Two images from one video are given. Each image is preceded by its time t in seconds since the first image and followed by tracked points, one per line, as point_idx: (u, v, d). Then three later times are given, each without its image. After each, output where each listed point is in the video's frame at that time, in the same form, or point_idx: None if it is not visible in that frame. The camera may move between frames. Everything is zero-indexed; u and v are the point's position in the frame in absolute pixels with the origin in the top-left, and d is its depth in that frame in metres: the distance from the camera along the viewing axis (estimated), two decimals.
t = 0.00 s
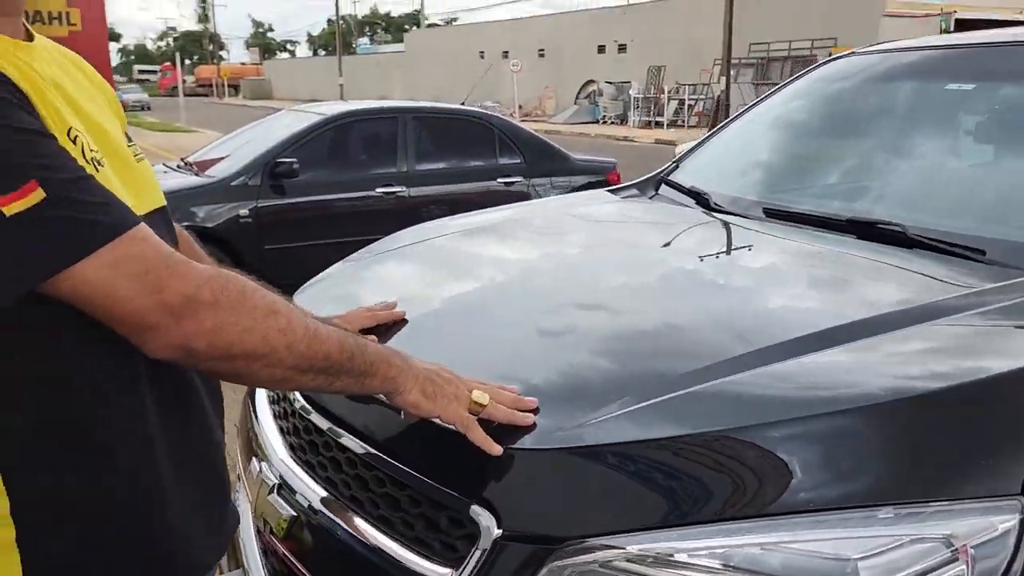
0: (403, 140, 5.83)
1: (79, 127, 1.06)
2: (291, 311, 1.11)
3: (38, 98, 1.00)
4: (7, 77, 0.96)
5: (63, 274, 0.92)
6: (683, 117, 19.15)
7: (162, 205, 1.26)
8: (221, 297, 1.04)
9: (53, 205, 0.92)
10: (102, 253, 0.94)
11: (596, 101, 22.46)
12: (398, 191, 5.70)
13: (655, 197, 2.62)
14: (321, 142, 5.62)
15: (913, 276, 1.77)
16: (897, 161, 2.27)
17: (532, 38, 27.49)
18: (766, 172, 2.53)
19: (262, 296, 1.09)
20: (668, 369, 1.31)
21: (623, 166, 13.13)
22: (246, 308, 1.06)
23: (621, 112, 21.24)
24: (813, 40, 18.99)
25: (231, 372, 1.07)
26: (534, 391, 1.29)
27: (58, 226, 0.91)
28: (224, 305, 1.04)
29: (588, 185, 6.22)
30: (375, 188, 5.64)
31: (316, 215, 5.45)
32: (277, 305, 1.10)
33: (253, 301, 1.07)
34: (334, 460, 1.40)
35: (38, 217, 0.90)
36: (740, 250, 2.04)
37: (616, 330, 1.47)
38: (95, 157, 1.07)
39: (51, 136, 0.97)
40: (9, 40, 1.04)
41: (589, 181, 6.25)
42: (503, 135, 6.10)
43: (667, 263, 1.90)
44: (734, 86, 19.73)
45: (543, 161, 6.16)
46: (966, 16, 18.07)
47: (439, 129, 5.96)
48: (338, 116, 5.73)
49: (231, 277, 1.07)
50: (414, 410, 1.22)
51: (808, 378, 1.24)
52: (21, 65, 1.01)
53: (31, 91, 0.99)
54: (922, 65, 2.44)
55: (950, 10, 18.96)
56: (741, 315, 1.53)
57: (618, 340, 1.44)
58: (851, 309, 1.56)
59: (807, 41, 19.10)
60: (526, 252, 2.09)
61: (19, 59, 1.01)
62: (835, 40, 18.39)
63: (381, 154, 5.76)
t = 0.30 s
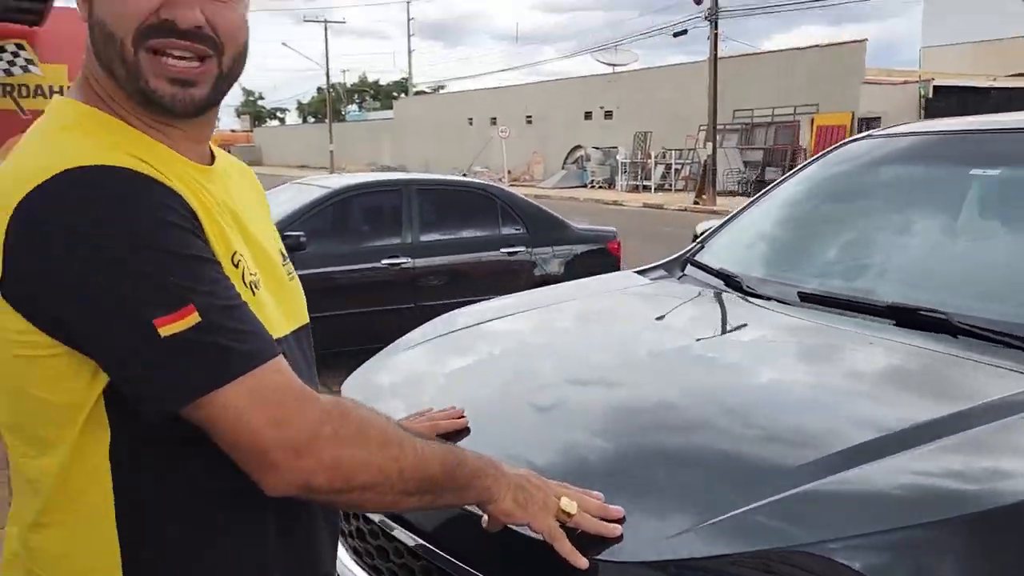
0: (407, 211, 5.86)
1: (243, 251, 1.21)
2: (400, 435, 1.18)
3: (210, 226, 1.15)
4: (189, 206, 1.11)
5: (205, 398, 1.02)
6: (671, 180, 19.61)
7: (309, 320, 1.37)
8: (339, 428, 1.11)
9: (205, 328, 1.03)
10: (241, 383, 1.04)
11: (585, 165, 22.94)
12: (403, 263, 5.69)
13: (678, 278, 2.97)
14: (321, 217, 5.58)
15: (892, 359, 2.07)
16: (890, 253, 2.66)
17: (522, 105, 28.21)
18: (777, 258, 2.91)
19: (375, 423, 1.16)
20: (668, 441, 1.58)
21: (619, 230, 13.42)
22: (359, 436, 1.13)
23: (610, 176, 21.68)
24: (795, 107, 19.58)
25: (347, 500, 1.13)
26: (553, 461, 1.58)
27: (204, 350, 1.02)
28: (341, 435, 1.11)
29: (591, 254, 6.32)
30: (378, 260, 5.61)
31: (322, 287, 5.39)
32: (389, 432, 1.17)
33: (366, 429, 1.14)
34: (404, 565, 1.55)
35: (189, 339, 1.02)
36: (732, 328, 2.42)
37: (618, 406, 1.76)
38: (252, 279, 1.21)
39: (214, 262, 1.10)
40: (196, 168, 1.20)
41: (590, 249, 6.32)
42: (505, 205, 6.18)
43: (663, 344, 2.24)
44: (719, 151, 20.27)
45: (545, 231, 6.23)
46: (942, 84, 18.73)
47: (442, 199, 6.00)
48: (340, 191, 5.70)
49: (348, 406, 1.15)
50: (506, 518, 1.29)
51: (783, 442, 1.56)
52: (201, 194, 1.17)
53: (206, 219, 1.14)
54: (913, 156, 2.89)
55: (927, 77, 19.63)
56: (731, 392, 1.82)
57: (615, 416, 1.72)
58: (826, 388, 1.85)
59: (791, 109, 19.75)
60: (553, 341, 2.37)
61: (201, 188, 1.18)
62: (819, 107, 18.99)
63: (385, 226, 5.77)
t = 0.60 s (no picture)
0: (409, 282, 5.72)
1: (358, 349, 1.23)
2: (456, 558, 1.10)
3: (330, 326, 1.16)
4: (318, 309, 1.14)
5: (281, 495, 0.99)
6: (665, 245, 19.90)
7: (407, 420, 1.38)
8: (399, 548, 1.04)
9: (298, 422, 1.01)
10: (315, 486, 0.99)
11: (579, 230, 23.27)
12: (405, 333, 5.54)
13: (696, 352, 3.10)
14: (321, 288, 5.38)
15: (888, 431, 2.16)
16: (890, 324, 2.70)
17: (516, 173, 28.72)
18: (784, 327, 2.99)
19: (433, 544, 1.09)
20: (672, 516, 1.79)
21: (618, 295, 13.59)
22: (417, 560, 1.05)
23: (604, 241, 21.96)
24: (786, 172, 19.98)
25: None
26: (561, 539, 1.78)
27: (294, 444, 1.00)
28: (399, 555, 1.04)
29: (594, 322, 6.32)
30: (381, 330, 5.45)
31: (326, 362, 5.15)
32: (445, 554, 1.09)
33: (424, 550, 1.07)
34: None
35: (279, 430, 0.99)
36: (735, 399, 2.55)
37: (626, 484, 1.98)
38: (364, 378, 1.23)
39: (324, 359, 1.09)
40: (327, 266, 1.24)
41: (591, 316, 6.32)
42: (507, 275, 6.12)
43: (662, 418, 2.46)
44: (711, 216, 20.61)
45: (546, 299, 6.21)
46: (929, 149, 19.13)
47: (443, 269, 5.91)
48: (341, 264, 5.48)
49: (408, 524, 1.08)
50: None
51: (784, 517, 1.74)
52: (324, 292, 1.20)
53: (328, 318, 1.17)
54: (916, 227, 2.93)
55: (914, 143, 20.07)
56: (730, 467, 2.02)
57: (617, 494, 1.95)
58: (831, 460, 2.01)
59: (781, 173, 20.10)
60: (572, 423, 2.56)
61: (325, 287, 1.20)
62: (809, 171, 19.34)
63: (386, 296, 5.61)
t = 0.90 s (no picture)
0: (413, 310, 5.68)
1: (386, 409, 1.21)
2: None
3: (358, 386, 1.15)
4: (346, 371, 1.13)
5: (293, 561, 0.98)
6: (668, 270, 19.95)
7: (425, 482, 1.37)
8: None
9: (319, 489, 0.99)
10: (334, 555, 0.99)
11: (581, 256, 23.36)
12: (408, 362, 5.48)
13: (707, 389, 3.08)
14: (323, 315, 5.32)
15: (890, 467, 2.15)
16: (899, 356, 2.70)
17: (519, 197, 28.86)
18: (794, 360, 2.98)
19: None
20: (674, 560, 1.83)
21: (623, 322, 13.62)
22: None
23: (606, 267, 21.99)
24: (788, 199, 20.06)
25: None
26: None
27: (313, 512, 0.98)
28: None
29: (600, 351, 6.28)
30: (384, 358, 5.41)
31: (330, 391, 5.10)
32: None
33: None
34: None
35: (299, 496, 0.98)
36: (739, 433, 2.56)
37: (627, 526, 2.03)
38: (391, 440, 1.21)
39: (351, 424, 1.08)
40: (360, 323, 1.24)
41: (595, 345, 6.28)
42: (510, 303, 6.09)
43: (663, 453, 2.48)
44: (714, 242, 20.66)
45: (550, 327, 6.17)
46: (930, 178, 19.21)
47: (447, 297, 5.88)
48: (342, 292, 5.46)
49: None
50: None
51: (788, 563, 1.75)
52: (354, 350, 1.18)
53: (357, 378, 1.15)
54: (920, 263, 2.94)
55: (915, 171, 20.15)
56: (730, 508, 2.02)
57: (618, 535, 2.00)
58: (831, 499, 2.00)
59: (783, 201, 20.17)
60: (579, 461, 2.54)
61: (356, 346, 1.19)
62: (811, 199, 19.41)
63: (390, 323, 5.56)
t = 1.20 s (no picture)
0: (426, 307, 5.65)
1: (345, 417, 1.19)
2: None
3: (317, 395, 1.13)
4: (302, 375, 1.10)
5: None
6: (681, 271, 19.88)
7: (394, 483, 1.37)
8: None
9: (281, 506, 0.97)
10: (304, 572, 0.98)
11: (595, 255, 23.32)
12: (419, 359, 5.46)
13: (723, 393, 3.04)
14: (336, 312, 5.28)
15: (904, 475, 2.10)
16: (917, 363, 2.65)
17: (533, 195, 28.84)
18: (811, 365, 2.93)
19: None
20: (682, 567, 1.80)
21: (637, 322, 13.59)
22: None
23: (619, 267, 21.97)
24: (804, 201, 19.95)
25: None
26: None
27: (276, 531, 0.97)
28: None
29: (612, 352, 6.23)
30: (396, 355, 5.39)
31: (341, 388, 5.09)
32: None
33: None
34: None
35: (263, 516, 0.96)
36: (750, 439, 2.51)
37: (635, 531, 1.99)
38: (351, 446, 1.20)
39: (312, 435, 1.06)
40: (317, 326, 1.21)
41: (607, 346, 6.23)
42: (523, 301, 6.04)
43: (674, 457, 2.43)
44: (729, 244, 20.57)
45: (562, 326, 6.12)
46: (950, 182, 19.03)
47: (459, 294, 5.83)
48: (354, 287, 5.44)
49: None
50: None
51: (801, 573, 1.70)
52: (312, 358, 1.15)
53: (314, 387, 1.13)
54: (940, 269, 2.89)
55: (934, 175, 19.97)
56: (740, 513, 1.98)
57: (626, 540, 1.97)
58: (843, 506, 1.95)
59: (799, 203, 20.04)
60: (587, 463, 2.50)
61: (316, 351, 1.18)
62: (828, 202, 19.29)
63: (402, 319, 5.54)
